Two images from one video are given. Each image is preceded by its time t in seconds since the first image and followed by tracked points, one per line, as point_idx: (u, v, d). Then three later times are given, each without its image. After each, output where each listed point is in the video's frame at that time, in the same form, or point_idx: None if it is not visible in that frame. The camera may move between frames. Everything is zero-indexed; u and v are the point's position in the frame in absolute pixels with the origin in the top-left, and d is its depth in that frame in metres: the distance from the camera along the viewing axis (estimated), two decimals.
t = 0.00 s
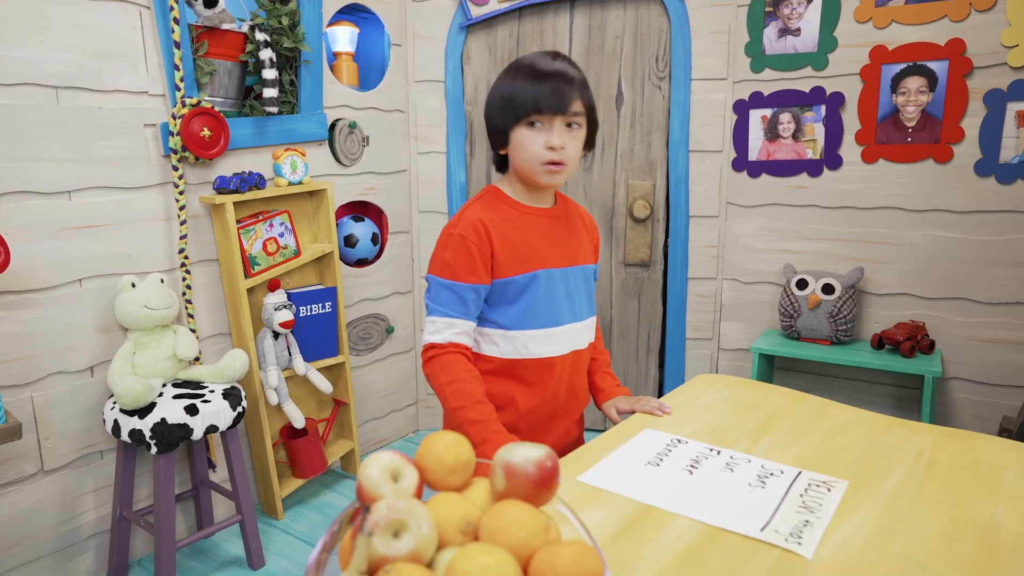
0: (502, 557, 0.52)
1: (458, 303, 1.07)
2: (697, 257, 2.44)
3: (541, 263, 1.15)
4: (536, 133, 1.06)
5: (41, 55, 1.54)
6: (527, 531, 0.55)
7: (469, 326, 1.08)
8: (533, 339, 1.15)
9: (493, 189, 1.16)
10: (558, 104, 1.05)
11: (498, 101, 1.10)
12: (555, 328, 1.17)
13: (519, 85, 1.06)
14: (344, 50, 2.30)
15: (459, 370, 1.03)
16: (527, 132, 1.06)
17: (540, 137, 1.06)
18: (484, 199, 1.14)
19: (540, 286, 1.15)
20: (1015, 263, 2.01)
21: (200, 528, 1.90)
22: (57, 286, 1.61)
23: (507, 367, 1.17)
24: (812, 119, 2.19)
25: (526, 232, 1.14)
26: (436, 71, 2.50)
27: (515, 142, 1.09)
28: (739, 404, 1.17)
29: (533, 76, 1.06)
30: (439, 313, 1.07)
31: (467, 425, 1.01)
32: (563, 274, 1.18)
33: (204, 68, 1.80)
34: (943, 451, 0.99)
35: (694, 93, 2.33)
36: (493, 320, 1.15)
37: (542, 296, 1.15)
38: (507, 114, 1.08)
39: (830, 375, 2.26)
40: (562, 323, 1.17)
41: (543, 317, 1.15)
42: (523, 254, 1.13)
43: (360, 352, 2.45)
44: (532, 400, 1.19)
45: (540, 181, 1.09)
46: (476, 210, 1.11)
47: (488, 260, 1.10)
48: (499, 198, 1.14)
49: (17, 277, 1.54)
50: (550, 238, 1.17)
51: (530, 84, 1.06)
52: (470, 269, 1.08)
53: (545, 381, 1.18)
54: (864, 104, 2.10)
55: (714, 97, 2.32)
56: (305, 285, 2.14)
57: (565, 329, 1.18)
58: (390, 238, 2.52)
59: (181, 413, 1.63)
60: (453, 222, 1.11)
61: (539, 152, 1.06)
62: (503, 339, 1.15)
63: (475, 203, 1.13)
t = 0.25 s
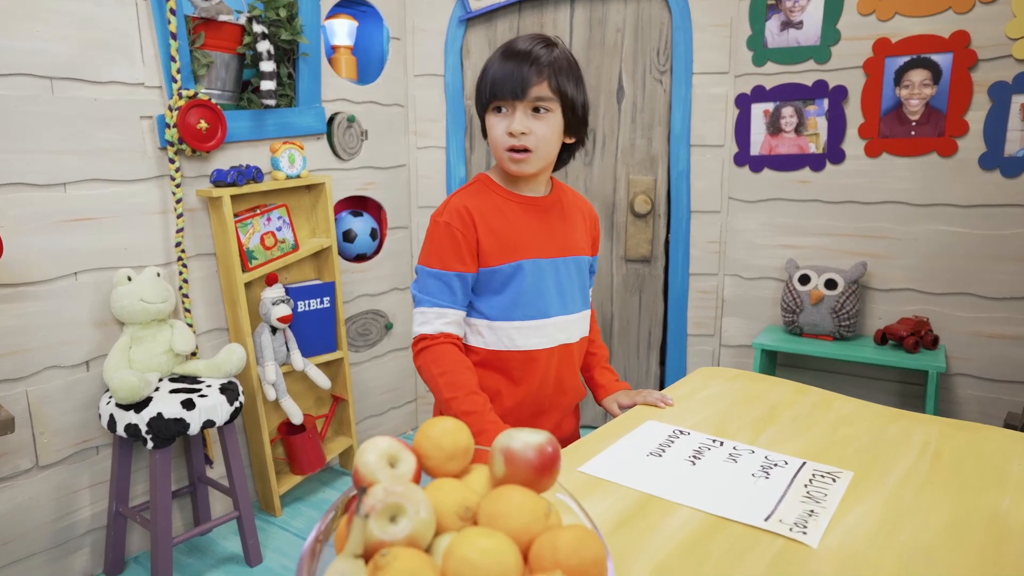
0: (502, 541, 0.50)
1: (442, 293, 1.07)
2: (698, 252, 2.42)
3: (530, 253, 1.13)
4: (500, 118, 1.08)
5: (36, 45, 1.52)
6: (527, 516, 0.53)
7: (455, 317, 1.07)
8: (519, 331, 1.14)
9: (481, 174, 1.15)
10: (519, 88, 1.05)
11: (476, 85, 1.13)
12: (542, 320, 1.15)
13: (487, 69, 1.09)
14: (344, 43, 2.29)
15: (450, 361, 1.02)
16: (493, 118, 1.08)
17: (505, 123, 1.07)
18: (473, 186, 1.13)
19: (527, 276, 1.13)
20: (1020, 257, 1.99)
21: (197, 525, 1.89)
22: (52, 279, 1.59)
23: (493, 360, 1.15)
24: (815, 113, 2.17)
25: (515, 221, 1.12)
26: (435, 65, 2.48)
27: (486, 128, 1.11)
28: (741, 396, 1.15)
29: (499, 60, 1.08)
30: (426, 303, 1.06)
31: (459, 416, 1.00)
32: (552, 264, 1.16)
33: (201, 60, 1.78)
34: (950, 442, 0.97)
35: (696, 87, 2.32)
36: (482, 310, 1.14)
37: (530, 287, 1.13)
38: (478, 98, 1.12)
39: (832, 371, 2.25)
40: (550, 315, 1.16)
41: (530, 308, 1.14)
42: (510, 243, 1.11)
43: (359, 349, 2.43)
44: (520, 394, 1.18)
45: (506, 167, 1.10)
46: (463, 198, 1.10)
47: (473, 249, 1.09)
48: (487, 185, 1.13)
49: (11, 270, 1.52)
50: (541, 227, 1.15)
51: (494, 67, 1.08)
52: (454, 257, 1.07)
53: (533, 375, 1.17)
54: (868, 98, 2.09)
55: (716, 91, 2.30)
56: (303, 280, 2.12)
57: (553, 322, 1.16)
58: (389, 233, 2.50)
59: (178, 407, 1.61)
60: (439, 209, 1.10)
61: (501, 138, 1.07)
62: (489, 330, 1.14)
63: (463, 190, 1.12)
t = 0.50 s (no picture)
0: (507, 532, 0.49)
1: (437, 293, 1.06)
2: (700, 250, 2.42)
3: (524, 249, 1.13)
4: (495, 112, 1.07)
5: (37, 41, 1.52)
6: (532, 506, 0.53)
7: (451, 317, 1.07)
8: (516, 329, 1.14)
9: (474, 171, 1.14)
10: (514, 81, 1.05)
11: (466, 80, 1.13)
12: (539, 317, 1.15)
13: (480, 63, 1.08)
14: (345, 41, 2.28)
15: (447, 363, 1.01)
16: (487, 112, 1.08)
17: (500, 116, 1.07)
18: (464, 183, 1.13)
19: (523, 273, 1.13)
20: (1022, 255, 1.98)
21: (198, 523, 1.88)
22: (54, 276, 1.59)
23: (492, 359, 1.15)
24: (816, 110, 2.17)
25: (509, 217, 1.12)
26: (436, 62, 2.48)
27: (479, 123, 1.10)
28: (744, 392, 1.14)
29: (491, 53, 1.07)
30: (419, 304, 1.05)
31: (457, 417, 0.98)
32: (548, 260, 1.16)
33: (202, 56, 1.79)
34: (954, 437, 0.97)
35: (697, 84, 2.31)
36: (477, 309, 1.13)
37: (526, 283, 1.13)
38: (470, 93, 1.11)
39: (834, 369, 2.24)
40: (547, 312, 1.15)
41: (527, 305, 1.13)
42: (504, 240, 1.11)
43: (360, 347, 2.43)
44: (521, 393, 1.17)
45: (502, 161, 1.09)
46: (455, 195, 1.10)
47: (468, 247, 1.08)
48: (478, 181, 1.13)
49: (12, 266, 1.52)
50: (535, 223, 1.15)
51: (487, 61, 1.07)
52: (449, 256, 1.06)
53: (532, 373, 1.16)
54: (869, 95, 2.08)
55: (717, 89, 2.29)
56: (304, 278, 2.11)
57: (551, 319, 1.16)
58: (390, 231, 2.50)
59: (179, 404, 1.61)
60: (431, 208, 1.10)
61: (496, 132, 1.07)
62: (486, 329, 1.13)
63: (455, 187, 1.12)
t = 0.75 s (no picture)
0: (513, 520, 0.49)
1: (436, 292, 1.05)
2: (702, 248, 2.41)
3: (521, 242, 1.12)
4: (533, 103, 1.05)
5: (37, 35, 1.51)
6: (538, 495, 0.52)
7: (451, 315, 1.06)
8: (517, 324, 1.13)
9: (465, 166, 1.13)
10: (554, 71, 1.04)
11: (485, 71, 1.06)
12: (538, 311, 1.14)
13: (511, 52, 1.04)
14: (345, 38, 2.27)
15: (444, 360, 0.99)
16: (522, 103, 1.05)
17: (536, 107, 1.05)
18: (456, 177, 1.12)
19: (521, 267, 1.12)
20: None
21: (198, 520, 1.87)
22: (53, 272, 1.58)
23: (494, 356, 1.14)
24: (819, 107, 2.16)
25: (505, 211, 1.11)
26: (437, 59, 2.47)
27: (508, 114, 1.06)
28: (748, 386, 1.14)
29: (525, 42, 1.03)
30: (416, 304, 1.04)
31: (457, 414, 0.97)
32: (544, 252, 1.15)
33: (203, 52, 1.78)
34: (960, 431, 0.96)
35: (699, 81, 2.30)
36: (475, 305, 1.12)
37: (524, 277, 1.12)
38: (499, 84, 1.05)
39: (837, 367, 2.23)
40: (547, 305, 1.15)
41: (526, 299, 1.13)
42: (501, 234, 1.10)
43: (361, 344, 2.42)
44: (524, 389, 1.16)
45: (536, 153, 1.08)
46: (449, 190, 1.09)
47: (465, 243, 1.07)
48: (470, 175, 1.12)
49: (11, 261, 1.51)
50: (530, 215, 1.14)
51: (523, 51, 1.03)
52: (447, 253, 1.05)
53: (534, 368, 1.15)
54: (872, 92, 2.08)
55: (719, 85, 2.29)
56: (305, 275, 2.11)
57: (551, 312, 1.16)
58: (391, 229, 2.49)
59: (179, 400, 1.60)
60: (425, 204, 1.08)
61: (535, 123, 1.05)
62: (487, 326, 1.13)
63: (448, 182, 1.11)
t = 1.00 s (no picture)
0: (514, 513, 0.47)
1: (433, 285, 1.03)
2: (703, 248, 2.40)
3: (517, 237, 1.12)
4: (523, 95, 1.04)
5: (35, 33, 1.51)
6: (539, 488, 0.51)
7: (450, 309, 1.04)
8: (516, 320, 1.12)
9: (459, 158, 1.12)
10: (543, 62, 1.04)
11: (471, 63, 1.06)
12: (535, 307, 1.13)
13: (496, 43, 1.04)
14: (345, 38, 2.26)
15: (443, 355, 0.96)
16: (511, 95, 1.04)
17: (527, 98, 1.05)
18: (452, 170, 1.11)
19: (518, 261, 1.11)
20: None
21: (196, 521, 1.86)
22: (51, 271, 1.57)
23: (492, 353, 1.13)
24: (820, 107, 2.15)
25: (501, 204, 1.11)
26: (437, 59, 2.46)
27: (497, 107, 1.06)
28: (751, 384, 1.13)
29: (514, 33, 1.03)
30: (413, 297, 1.02)
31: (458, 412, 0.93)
32: (539, 248, 1.15)
33: (202, 50, 1.77)
34: (967, 428, 0.95)
35: (700, 81, 2.29)
36: (472, 300, 1.11)
37: (521, 273, 1.12)
38: (485, 76, 1.05)
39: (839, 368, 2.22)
40: (544, 300, 1.14)
41: (524, 295, 1.12)
42: (497, 227, 1.10)
43: (360, 345, 2.41)
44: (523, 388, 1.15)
45: (527, 145, 1.07)
46: (446, 181, 1.08)
47: (463, 235, 1.06)
48: (466, 168, 1.11)
49: (8, 260, 1.50)
50: (526, 210, 1.14)
51: (512, 41, 1.03)
52: (445, 244, 1.04)
53: (532, 365, 1.14)
54: (873, 91, 2.07)
55: (720, 85, 2.28)
56: (304, 275, 2.10)
57: (548, 308, 1.15)
58: (391, 229, 2.48)
59: (177, 400, 1.59)
60: (422, 195, 1.07)
61: (526, 115, 1.05)
62: (485, 322, 1.11)
63: (445, 173, 1.10)
